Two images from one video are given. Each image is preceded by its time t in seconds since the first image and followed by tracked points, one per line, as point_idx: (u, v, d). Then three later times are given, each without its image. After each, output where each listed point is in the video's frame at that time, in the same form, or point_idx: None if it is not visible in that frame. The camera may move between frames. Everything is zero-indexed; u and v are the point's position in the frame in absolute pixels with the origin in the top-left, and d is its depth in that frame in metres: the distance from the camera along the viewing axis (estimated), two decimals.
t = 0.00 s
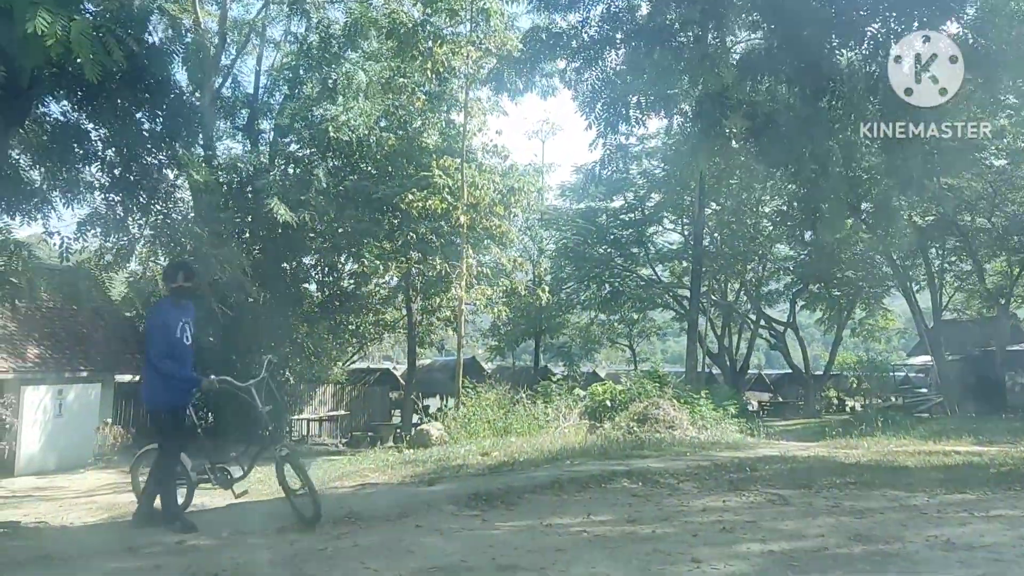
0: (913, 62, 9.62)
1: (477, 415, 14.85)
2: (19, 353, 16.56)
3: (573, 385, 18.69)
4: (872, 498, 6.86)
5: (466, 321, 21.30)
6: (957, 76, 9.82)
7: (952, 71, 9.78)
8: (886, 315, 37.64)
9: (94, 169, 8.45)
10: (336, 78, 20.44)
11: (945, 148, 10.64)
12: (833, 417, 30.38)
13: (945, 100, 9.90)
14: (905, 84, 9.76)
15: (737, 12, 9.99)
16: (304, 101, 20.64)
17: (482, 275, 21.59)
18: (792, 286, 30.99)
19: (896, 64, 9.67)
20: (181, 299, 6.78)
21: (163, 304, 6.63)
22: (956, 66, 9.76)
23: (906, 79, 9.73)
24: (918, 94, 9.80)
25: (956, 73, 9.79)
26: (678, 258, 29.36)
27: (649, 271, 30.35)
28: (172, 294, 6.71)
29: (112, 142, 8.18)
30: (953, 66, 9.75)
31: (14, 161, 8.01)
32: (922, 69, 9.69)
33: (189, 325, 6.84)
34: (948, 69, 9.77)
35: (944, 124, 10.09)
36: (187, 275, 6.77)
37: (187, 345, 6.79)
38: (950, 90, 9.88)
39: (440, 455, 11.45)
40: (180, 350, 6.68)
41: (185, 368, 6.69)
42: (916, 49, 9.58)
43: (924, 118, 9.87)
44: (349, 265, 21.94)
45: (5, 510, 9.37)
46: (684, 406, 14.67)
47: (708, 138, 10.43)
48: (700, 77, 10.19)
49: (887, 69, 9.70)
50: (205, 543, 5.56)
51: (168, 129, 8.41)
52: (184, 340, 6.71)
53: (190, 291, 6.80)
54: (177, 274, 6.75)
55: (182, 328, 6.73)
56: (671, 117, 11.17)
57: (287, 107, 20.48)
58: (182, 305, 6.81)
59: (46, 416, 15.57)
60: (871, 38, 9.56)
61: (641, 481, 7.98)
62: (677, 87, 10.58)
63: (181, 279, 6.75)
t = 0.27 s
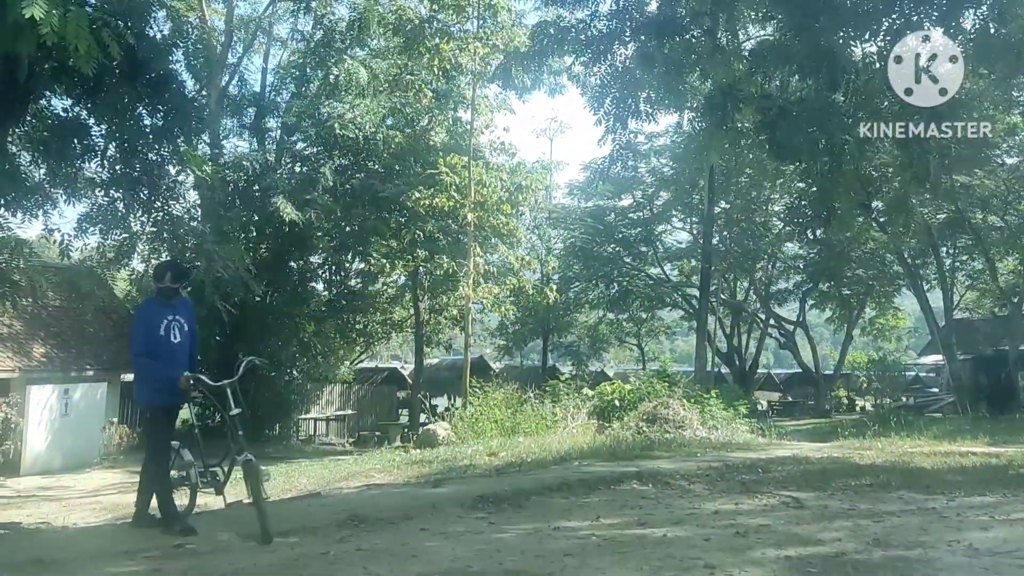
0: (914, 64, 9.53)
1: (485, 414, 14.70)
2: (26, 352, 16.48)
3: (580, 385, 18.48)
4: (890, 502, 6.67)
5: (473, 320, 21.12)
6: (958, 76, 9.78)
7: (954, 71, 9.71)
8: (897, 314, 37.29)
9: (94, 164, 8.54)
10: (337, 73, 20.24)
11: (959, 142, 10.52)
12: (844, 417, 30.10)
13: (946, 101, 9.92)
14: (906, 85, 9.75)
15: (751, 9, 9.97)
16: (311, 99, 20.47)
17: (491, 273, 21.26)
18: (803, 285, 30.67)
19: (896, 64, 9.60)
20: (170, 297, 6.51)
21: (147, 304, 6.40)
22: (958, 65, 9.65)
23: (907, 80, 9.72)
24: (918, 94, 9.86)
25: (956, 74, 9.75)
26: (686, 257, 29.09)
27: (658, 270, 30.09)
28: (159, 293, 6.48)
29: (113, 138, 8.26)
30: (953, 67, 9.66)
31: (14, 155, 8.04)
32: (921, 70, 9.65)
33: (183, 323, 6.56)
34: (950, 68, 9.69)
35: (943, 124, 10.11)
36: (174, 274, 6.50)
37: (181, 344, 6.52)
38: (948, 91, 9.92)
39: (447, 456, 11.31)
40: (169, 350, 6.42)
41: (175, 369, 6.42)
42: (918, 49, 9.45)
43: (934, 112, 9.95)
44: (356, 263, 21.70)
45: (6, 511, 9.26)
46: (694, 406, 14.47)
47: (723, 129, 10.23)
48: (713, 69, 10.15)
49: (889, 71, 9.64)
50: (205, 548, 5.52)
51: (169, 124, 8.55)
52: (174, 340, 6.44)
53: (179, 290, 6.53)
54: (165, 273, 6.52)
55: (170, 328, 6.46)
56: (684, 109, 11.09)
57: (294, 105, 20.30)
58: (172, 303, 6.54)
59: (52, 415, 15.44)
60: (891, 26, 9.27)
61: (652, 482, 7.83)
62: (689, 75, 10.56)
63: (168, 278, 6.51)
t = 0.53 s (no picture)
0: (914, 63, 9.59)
1: (491, 415, 14.57)
2: (31, 353, 16.41)
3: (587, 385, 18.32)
4: (904, 505, 6.52)
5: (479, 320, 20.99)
6: (958, 76, 9.75)
7: (952, 71, 9.72)
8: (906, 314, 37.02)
9: (95, 162, 8.56)
10: (339, 71, 20.08)
11: (972, 139, 10.37)
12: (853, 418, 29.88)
13: (947, 101, 9.63)
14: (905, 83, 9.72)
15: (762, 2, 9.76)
16: (315, 98, 20.37)
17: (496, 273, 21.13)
18: (811, 284, 30.43)
19: (896, 63, 9.67)
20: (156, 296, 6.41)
21: (131, 303, 6.36)
22: (956, 64, 9.69)
23: (906, 79, 9.74)
24: (918, 94, 9.74)
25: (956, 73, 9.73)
26: (693, 256, 28.88)
27: (665, 270, 29.89)
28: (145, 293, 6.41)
29: (113, 136, 8.18)
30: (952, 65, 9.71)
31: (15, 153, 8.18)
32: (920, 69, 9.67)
33: (170, 323, 6.42)
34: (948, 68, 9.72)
35: (943, 125, 9.79)
36: (157, 273, 6.40)
37: (167, 344, 6.39)
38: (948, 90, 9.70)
39: (452, 457, 11.18)
40: (151, 349, 6.32)
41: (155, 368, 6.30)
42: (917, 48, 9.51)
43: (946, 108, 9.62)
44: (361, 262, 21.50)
45: (7, 512, 9.17)
46: (702, 407, 14.33)
47: (733, 125, 10.19)
48: (722, 65, 10.04)
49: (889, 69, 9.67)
50: (205, 553, 5.46)
51: (172, 122, 8.45)
52: (157, 340, 6.33)
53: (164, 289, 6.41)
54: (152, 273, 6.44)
55: (154, 327, 6.36)
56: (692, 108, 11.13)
57: (298, 104, 20.18)
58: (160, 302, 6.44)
59: (57, 415, 15.44)
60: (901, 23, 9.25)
61: (661, 485, 7.69)
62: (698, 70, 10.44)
63: (153, 277, 6.42)
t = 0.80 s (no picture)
0: (914, 63, 9.36)
1: (495, 417, 14.54)
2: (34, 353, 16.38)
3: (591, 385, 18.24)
4: (914, 509, 6.45)
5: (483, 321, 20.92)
6: (960, 76, 9.42)
7: (954, 70, 9.42)
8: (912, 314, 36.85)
9: (95, 162, 8.53)
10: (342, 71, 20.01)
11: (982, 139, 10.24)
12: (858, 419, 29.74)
13: (946, 101, 9.49)
14: (903, 84, 9.57)
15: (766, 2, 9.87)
16: (319, 98, 20.31)
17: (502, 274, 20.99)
18: (816, 285, 30.29)
19: (896, 63, 9.44)
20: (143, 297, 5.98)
21: (115, 304, 5.91)
22: (958, 63, 9.38)
23: (906, 79, 9.54)
24: (918, 94, 9.59)
25: (959, 73, 9.41)
26: (698, 257, 28.77)
27: (670, 270, 29.77)
28: (131, 293, 5.97)
29: (115, 135, 8.15)
30: (953, 65, 9.38)
31: (17, 152, 8.13)
32: (920, 69, 9.42)
33: (158, 325, 5.99)
34: (950, 67, 9.42)
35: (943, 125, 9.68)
36: (143, 272, 5.99)
37: (154, 347, 5.95)
38: (948, 91, 9.47)
39: (455, 458, 11.12)
40: (137, 353, 5.88)
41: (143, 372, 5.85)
42: (916, 48, 9.27)
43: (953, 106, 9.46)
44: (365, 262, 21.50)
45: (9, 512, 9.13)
46: (708, 407, 14.28)
47: (737, 123, 10.29)
48: (726, 63, 10.15)
49: (889, 69, 9.49)
50: (204, 555, 5.43)
51: (174, 122, 8.41)
52: (141, 340, 5.89)
53: (153, 289, 5.98)
54: (140, 272, 6.01)
55: (141, 330, 5.91)
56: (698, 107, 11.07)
57: (302, 105, 20.15)
58: (147, 304, 6.01)
59: (60, 415, 15.60)
60: (908, 21, 9.00)
61: (666, 486, 7.62)
62: (703, 68, 10.40)
63: (141, 277, 5.99)
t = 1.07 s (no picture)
0: (914, 63, 9.35)
1: (498, 417, 14.60)
2: (38, 354, 16.42)
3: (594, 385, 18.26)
4: (916, 509, 6.47)
5: (487, 322, 20.93)
6: (959, 75, 9.49)
7: (954, 70, 9.46)
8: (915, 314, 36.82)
9: (100, 163, 8.55)
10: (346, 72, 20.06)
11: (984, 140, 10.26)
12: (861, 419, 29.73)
13: (947, 101, 9.57)
14: (904, 84, 9.55)
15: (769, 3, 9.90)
16: (322, 99, 20.34)
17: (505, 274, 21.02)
18: (819, 285, 30.26)
19: (896, 64, 9.41)
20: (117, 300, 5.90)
21: (89, 310, 5.84)
22: (958, 64, 9.43)
23: (906, 79, 9.53)
24: (918, 94, 9.61)
25: (958, 72, 9.48)
26: (701, 257, 28.76)
27: (672, 271, 29.77)
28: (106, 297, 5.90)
29: (119, 136, 8.20)
30: (953, 65, 9.43)
31: (23, 153, 8.10)
32: (921, 69, 9.43)
33: (135, 327, 5.89)
34: (950, 67, 9.46)
35: (943, 125, 9.76)
36: (114, 275, 5.92)
37: (134, 349, 5.86)
38: (947, 91, 9.55)
39: (458, 458, 11.14)
40: (116, 356, 5.80)
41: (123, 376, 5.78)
42: (917, 48, 9.25)
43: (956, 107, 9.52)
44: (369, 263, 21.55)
45: (13, 512, 9.15)
46: (710, 407, 14.31)
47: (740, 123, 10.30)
48: (730, 65, 10.07)
49: (890, 70, 9.44)
50: (209, 555, 5.46)
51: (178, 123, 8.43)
52: (118, 344, 5.81)
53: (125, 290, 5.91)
54: (112, 276, 5.94)
55: (118, 333, 5.83)
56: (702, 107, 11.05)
57: (306, 105, 20.17)
58: (122, 306, 5.93)
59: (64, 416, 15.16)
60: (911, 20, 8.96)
61: (669, 486, 7.64)
62: (706, 70, 10.38)
63: (113, 281, 5.91)
